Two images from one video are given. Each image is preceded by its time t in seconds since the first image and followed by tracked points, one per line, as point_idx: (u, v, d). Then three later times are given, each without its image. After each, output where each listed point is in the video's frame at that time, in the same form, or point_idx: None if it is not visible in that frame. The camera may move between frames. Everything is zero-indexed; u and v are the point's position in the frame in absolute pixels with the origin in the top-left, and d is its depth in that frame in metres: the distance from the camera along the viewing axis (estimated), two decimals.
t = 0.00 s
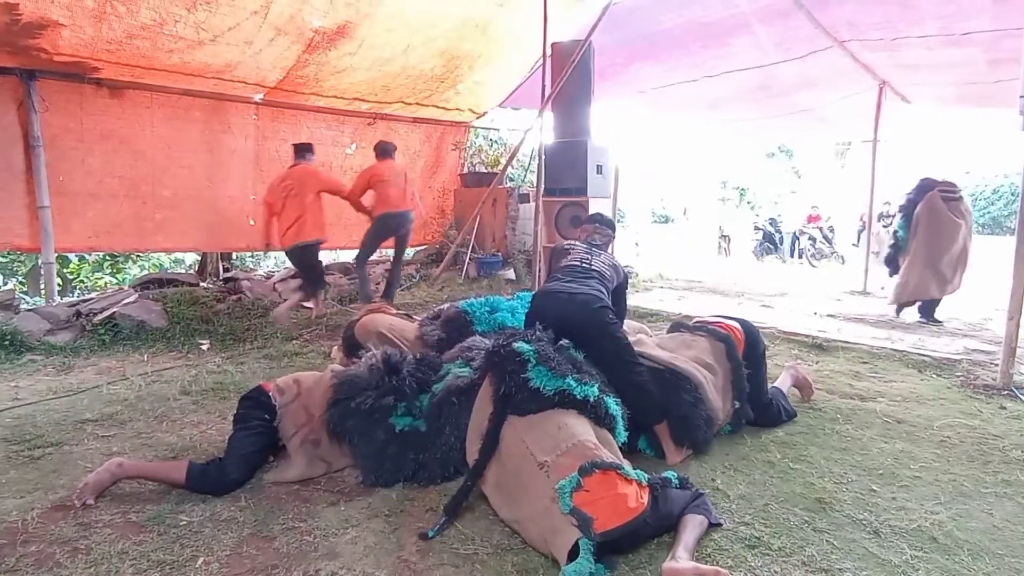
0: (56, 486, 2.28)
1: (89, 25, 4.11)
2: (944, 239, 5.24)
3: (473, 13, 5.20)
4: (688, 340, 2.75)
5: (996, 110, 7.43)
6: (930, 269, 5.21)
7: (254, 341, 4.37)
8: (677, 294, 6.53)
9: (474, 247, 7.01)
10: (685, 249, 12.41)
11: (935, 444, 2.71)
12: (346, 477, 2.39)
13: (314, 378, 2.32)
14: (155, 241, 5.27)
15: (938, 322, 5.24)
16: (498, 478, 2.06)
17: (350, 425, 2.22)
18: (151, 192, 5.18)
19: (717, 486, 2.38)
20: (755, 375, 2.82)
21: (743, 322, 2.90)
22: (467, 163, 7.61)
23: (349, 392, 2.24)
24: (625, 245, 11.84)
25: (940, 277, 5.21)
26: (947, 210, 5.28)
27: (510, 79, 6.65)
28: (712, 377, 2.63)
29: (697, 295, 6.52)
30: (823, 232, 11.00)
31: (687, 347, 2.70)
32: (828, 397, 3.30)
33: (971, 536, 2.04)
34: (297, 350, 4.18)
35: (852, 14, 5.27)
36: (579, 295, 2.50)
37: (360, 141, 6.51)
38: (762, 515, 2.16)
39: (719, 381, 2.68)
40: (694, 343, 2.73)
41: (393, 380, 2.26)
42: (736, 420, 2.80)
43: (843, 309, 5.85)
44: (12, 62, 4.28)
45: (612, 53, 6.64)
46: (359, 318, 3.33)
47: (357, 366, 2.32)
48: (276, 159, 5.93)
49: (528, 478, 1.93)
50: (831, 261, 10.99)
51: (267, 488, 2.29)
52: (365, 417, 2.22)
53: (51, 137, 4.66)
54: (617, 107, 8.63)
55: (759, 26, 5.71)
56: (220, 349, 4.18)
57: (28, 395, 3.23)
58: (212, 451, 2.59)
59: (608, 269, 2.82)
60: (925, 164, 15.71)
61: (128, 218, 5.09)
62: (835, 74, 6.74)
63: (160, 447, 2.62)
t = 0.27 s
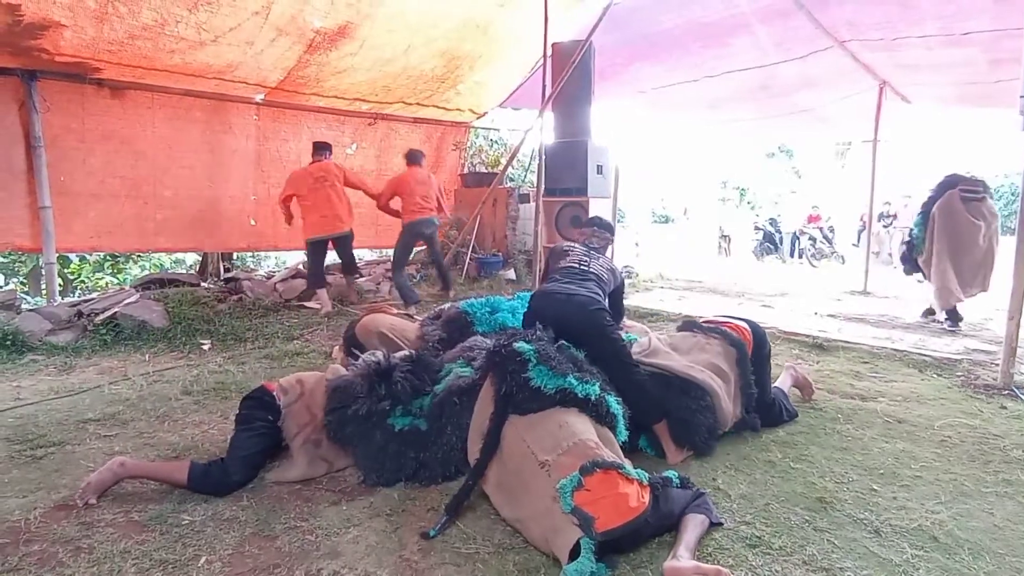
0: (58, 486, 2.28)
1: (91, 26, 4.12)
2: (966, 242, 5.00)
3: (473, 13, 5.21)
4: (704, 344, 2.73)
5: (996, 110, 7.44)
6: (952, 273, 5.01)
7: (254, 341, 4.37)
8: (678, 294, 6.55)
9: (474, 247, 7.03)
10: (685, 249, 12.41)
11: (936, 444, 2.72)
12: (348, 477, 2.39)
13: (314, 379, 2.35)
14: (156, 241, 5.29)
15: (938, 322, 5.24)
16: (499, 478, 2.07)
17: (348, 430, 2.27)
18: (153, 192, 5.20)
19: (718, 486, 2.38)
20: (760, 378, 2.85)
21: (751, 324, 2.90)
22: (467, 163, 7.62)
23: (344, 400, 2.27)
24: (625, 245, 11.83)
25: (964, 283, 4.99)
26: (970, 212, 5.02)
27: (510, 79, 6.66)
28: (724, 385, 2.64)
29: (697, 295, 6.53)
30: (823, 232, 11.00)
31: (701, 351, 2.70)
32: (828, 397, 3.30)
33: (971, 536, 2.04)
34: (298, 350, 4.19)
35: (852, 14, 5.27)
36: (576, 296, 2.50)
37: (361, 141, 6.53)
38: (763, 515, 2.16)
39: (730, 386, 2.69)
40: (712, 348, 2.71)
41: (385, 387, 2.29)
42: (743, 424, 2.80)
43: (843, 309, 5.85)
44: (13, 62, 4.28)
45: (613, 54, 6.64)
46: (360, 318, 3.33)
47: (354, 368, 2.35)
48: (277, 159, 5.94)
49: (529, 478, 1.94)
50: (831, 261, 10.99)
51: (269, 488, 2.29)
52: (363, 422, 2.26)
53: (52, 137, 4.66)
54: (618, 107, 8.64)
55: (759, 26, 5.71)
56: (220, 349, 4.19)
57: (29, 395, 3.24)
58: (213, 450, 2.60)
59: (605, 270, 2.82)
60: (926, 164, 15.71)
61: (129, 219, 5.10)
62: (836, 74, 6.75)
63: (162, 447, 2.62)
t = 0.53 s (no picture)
0: (59, 485, 2.28)
1: (92, 26, 4.12)
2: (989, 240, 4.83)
3: (474, 13, 5.21)
4: (705, 344, 2.71)
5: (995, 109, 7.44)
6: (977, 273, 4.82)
7: (254, 341, 4.37)
8: (678, 293, 6.57)
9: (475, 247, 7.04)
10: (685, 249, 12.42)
11: (936, 442, 2.72)
12: (348, 476, 2.40)
13: (314, 377, 2.35)
14: (157, 241, 5.30)
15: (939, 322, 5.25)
16: (499, 476, 2.09)
17: (348, 425, 2.26)
18: (154, 192, 5.21)
19: (718, 484, 2.38)
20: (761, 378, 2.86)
21: (754, 323, 2.91)
22: (467, 163, 7.63)
23: (345, 396, 2.27)
24: (625, 245, 11.83)
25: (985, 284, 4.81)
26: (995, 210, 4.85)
27: (511, 79, 6.66)
28: (731, 389, 2.65)
29: (697, 295, 6.54)
30: (824, 232, 11.01)
31: (707, 353, 2.68)
32: (828, 396, 3.31)
33: (971, 534, 2.04)
34: (299, 349, 4.20)
35: (852, 14, 5.28)
36: (575, 296, 2.50)
37: (362, 141, 6.55)
38: (763, 513, 2.17)
39: (735, 389, 2.68)
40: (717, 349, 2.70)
41: (387, 380, 2.27)
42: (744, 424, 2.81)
43: (843, 309, 5.86)
44: (14, 62, 4.29)
45: (613, 53, 6.65)
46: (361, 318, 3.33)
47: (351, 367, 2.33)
48: (277, 159, 5.94)
49: (527, 479, 1.95)
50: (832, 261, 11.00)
51: (270, 487, 2.29)
52: (363, 416, 2.25)
53: (53, 137, 4.67)
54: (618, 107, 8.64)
55: (759, 26, 5.72)
56: (221, 348, 4.19)
57: (30, 394, 3.24)
58: (215, 450, 2.60)
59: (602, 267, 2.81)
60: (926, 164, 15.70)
61: (131, 218, 5.12)
62: (836, 74, 6.75)
63: (163, 446, 2.62)
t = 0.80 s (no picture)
0: (62, 485, 2.29)
1: (93, 26, 4.13)
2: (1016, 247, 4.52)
3: (475, 14, 5.22)
4: (703, 347, 2.72)
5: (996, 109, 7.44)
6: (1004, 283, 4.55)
7: (256, 341, 4.37)
8: (678, 293, 6.57)
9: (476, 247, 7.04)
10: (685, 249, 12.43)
11: (937, 443, 2.72)
12: (350, 476, 2.40)
13: (316, 376, 2.37)
14: (158, 241, 5.31)
15: (940, 322, 5.26)
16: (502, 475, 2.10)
17: (349, 415, 2.25)
18: (155, 192, 5.22)
19: (720, 485, 2.39)
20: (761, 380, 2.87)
21: (752, 324, 2.92)
22: (468, 163, 7.64)
23: (349, 385, 2.28)
24: (626, 245, 11.84)
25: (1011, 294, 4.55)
26: None
27: (511, 79, 6.66)
28: (728, 392, 2.64)
29: (697, 295, 6.54)
30: (824, 232, 11.01)
31: (705, 356, 2.69)
32: (829, 396, 3.31)
33: (972, 534, 2.05)
34: (301, 349, 4.20)
35: (853, 14, 5.28)
36: (576, 296, 2.51)
37: (362, 141, 6.55)
38: (765, 514, 2.17)
39: (734, 391, 2.69)
40: (714, 352, 2.71)
41: (390, 374, 2.30)
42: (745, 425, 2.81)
43: (844, 309, 5.86)
44: (16, 63, 4.30)
45: (614, 53, 6.66)
46: (362, 318, 3.34)
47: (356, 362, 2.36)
48: (278, 160, 5.95)
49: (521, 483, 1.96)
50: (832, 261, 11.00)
51: (273, 485, 2.30)
52: (366, 406, 2.26)
53: (54, 138, 4.68)
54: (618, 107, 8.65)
55: (760, 26, 5.72)
56: (223, 349, 4.19)
57: (32, 394, 3.25)
58: (217, 450, 2.60)
59: (605, 265, 2.82)
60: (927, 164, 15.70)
61: (133, 219, 5.13)
62: (836, 74, 6.75)
63: (165, 446, 2.63)
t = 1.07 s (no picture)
0: (66, 485, 2.29)
1: (95, 27, 4.13)
2: None
3: (477, 14, 5.22)
4: (699, 347, 2.72)
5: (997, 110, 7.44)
6: None
7: (257, 341, 4.38)
8: (679, 293, 6.58)
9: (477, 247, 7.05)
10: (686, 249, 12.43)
11: (939, 443, 2.73)
12: (353, 476, 2.40)
13: (323, 376, 2.38)
14: (159, 241, 5.31)
15: (941, 322, 5.26)
16: (509, 475, 2.11)
17: (355, 409, 2.25)
18: (157, 193, 5.23)
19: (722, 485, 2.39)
20: (761, 379, 2.86)
21: (749, 323, 2.93)
22: (469, 163, 7.65)
23: (355, 380, 2.29)
24: (626, 245, 11.84)
25: None
26: None
27: (512, 79, 6.66)
28: (725, 391, 2.62)
29: (698, 295, 6.54)
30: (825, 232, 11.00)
31: (702, 356, 2.68)
32: (831, 396, 3.31)
33: (975, 534, 2.05)
34: (303, 349, 4.21)
35: (854, 14, 5.28)
36: (581, 295, 2.63)
37: (364, 142, 6.56)
38: (767, 514, 2.18)
39: (731, 392, 2.69)
40: (711, 352, 2.70)
41: (397, 370, 2.34)
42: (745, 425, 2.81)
43: (844, 309, 5.86)
44: (18, 64, 4.30)
45: (615, 53, 6.66)
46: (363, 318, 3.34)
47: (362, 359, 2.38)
48: (279, 160, 5.96)
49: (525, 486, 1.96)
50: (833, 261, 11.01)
51: (275, 487, 2.30)
52: (371, 401, 2.26)
53: (56, 138, 4.68)
54: (619, 107, 8.65)
55: (761, 27, 5.72)
56: (224, 349, 4.20)
57: (35, 394, 3.25)
58: (219, 450, 2.60)
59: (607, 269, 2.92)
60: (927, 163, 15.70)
61: (134, 219, 5.13)
62: (838, 74, 6.75)
63: (168, 446, 2.63)
